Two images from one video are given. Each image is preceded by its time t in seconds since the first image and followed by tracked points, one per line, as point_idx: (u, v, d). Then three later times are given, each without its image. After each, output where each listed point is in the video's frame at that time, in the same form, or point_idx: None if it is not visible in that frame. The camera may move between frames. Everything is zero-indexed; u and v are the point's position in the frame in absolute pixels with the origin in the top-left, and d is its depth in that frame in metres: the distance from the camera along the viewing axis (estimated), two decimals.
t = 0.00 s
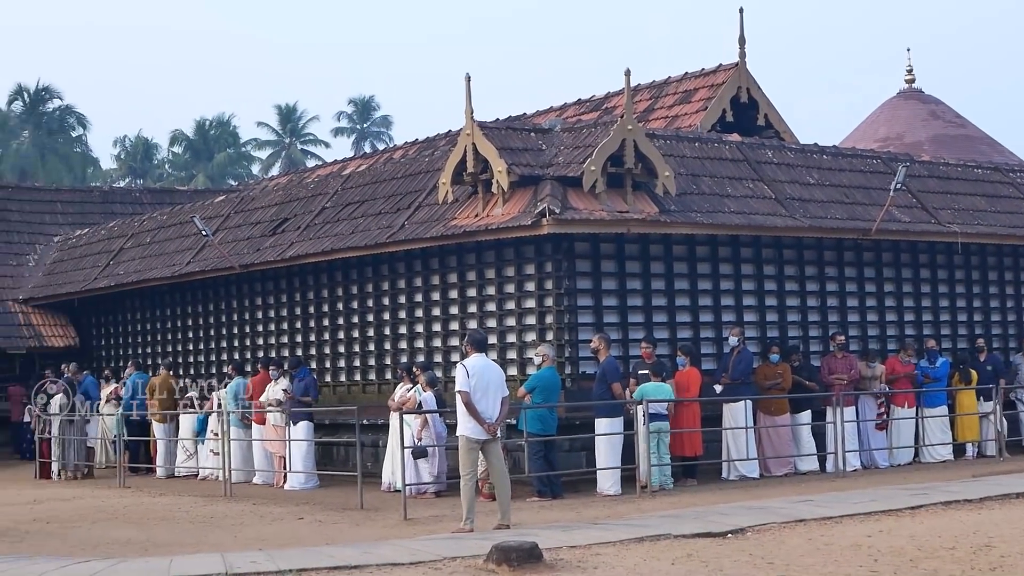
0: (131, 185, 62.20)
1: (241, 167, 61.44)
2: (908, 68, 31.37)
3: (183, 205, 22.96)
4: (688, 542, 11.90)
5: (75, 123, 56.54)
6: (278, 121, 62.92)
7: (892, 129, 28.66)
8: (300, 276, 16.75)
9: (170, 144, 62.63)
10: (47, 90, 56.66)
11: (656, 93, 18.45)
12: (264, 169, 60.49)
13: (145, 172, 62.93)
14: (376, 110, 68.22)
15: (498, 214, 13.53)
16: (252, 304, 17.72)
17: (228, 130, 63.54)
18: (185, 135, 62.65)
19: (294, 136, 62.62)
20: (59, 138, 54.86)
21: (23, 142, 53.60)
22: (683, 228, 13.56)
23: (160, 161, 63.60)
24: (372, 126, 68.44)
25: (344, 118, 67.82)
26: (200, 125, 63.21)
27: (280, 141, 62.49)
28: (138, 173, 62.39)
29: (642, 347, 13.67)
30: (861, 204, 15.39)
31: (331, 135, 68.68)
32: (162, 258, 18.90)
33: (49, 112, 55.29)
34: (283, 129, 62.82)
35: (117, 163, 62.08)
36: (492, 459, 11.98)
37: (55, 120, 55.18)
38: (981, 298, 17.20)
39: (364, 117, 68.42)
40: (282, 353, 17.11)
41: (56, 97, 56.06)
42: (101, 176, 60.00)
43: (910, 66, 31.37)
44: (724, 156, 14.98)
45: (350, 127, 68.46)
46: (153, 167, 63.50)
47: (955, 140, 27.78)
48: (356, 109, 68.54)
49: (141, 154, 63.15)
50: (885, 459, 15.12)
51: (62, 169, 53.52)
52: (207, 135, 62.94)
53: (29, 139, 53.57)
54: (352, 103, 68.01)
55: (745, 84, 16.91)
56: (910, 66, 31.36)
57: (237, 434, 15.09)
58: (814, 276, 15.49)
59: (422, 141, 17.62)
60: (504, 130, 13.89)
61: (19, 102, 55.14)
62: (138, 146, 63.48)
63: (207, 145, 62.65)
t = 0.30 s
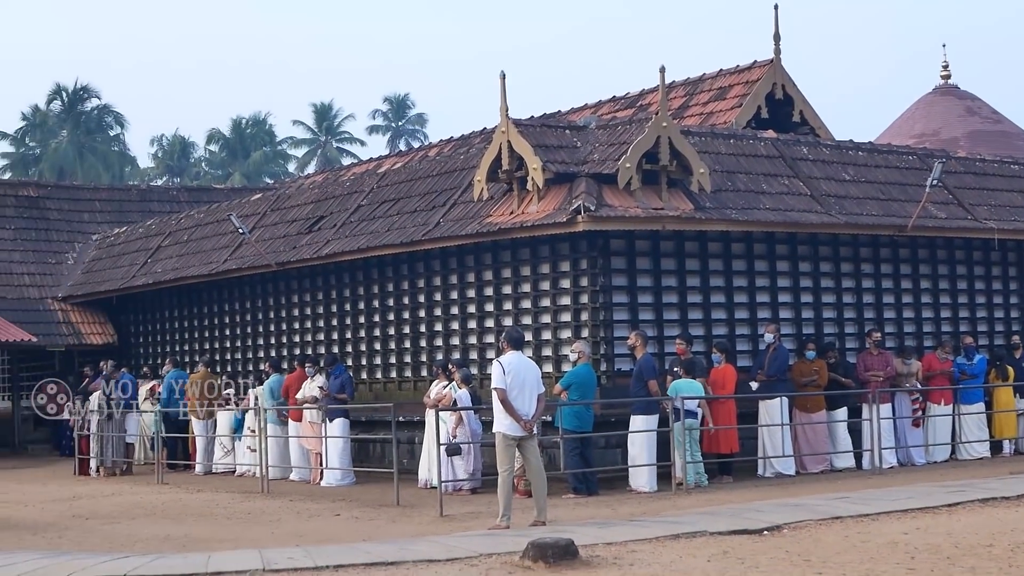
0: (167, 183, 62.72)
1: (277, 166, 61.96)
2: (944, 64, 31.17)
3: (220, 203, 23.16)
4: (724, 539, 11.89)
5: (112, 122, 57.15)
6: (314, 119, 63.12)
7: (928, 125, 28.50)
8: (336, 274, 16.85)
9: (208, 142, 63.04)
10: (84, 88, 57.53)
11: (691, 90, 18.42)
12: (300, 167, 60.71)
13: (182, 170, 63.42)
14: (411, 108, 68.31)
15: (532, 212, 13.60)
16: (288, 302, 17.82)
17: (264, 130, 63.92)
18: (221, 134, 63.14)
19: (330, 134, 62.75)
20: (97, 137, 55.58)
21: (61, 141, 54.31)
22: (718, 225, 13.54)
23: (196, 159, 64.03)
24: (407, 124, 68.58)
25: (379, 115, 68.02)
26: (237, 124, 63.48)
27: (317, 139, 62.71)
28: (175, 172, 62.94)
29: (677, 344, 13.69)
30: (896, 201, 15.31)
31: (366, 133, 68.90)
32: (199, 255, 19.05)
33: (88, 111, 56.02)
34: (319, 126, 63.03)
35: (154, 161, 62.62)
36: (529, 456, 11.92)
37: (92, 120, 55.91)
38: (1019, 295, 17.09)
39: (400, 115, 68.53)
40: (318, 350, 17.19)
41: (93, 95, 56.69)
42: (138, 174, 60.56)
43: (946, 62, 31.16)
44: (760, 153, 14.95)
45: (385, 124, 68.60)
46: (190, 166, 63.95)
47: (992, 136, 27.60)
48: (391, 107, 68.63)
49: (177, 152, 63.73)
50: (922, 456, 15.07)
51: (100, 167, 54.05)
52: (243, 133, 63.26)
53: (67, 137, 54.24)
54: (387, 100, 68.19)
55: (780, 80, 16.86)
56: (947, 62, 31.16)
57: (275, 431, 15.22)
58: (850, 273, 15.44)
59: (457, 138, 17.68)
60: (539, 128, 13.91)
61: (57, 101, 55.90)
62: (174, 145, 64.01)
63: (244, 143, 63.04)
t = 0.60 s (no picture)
0: (212, 182, 63.24)
1: (322, 163, 62.57)
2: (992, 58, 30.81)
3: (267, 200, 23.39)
4: (771, 537, 11.80)
5: (157, 121, 58.00)
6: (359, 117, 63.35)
7: (976, 121, 28.21)
8: (381, 271, 16.92)
9: (253, 140, 63.39)
10: (130, 87, 58.48)
11: (736, 86, 18.35)
12: (345, 165, 60.91)
13: (228, 168, 63.97)
14: (455, 105, 68.35)
15: (577, 208, 13.58)
16: (333, 299, 17.90)
17: (308, 126, 63.95)
18: (267, 131, 63.43)
19: (374, 131, 63.01)
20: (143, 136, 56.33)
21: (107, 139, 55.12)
22: (764, 221, 13.47)
23: (242, 156, 64.47)
24: (452, 121, 68.65)
25: (424, 113, 68.12)
26: (282, 121, 63.63)
27: (361, 137, 62.94)
28: (221, 169, 63.50)
29: (721, 340, 13.64)
30: (943, 196, 15.18)
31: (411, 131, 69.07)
32: (245, 253, 19.19)
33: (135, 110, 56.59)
34: (363, 124, 63.25)
35: (199, 159, 63.12)
36: (573, 455, 11.81)
37: (136, 118, 56.51)
38: None
39: (444, 112, 68.63)
40: (363, 347, 17.25)
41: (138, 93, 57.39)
42: (185, 172, 61.08)
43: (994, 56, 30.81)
44: (806, 149, 14.87)
45: (429, 122, 68.72)
46: (235, 163, 64.44)
47: None
48: (436, 104, 68.72)
49: (223, 151, 64.34)
50: (969, 454, 14.94)
51: (146, 165, 54.58)
52: (288, 130, 63.38)
53: (113, 137, 54.82)
54: (431, 98, 68.29)
55: (825, 76, 16.79)
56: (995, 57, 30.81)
57: (320, 428, 15.39)
58: (897, 269, 15.34)
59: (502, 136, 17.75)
60: (584, 124, 13.91)
61: (104, 101, 56.78)
62: (220, 143, 64.56)
63: (288, 139, 63.25)
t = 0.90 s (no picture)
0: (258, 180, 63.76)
1: (368, 163, 62.96)
2: None
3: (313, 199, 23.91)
4: (818, 536, 11.68)
5: (204, 120, 59.92)
6: (404, 115, 63.49)
7: None
8: (426, 269, 17.12)
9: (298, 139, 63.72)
10: (178, 86, 59.71)
11: (781, 82, 18.26)
12: (391, 163, 61.02)
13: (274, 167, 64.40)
14: (500, 103, 68.45)
15: (623, 206, 13.59)
16: (379, 298, 18.15)
17: (354, 126, 64.37)
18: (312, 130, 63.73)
19: (419, 130, 63.14)
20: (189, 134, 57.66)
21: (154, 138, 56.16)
22: (811, 219, 13.39)
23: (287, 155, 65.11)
24: (496, 119, 68.75)
25: (469, 110, 68.26)
26: (327, 120, 63.92)
27: (406, 136, 63.08)
28: (267, 169, 63.87)
29: (768, 338, 13.61)
30: (992, 193, 15.06)
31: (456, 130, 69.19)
32: (291, 251, 19.52)
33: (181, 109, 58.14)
34: (409, 122, 63.37)
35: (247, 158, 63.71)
36: (620, 454, 11.66)
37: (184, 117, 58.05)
38: None
39: (489, 111, 68.68)
40: (408, 346, 17.42)
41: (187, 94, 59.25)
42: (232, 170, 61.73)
43: None
44: (852, 145, 14.77)
45: (474, 119, 68.83)
46: (281, 162, 65.07)
47: None
48: (480, 101, 68.82)
49: (269, 150, 64.91)
50: (1018, 452, 14.81)
51: (193, 164, 56.03)
52: (333, 129, 63.76)
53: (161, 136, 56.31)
54: (475, 95, 68.42)
55: (873, 72, 16.73)
56: None
57: (367, 425, 15.63)
58: (945, 266, 15.29)
59: (547, 133, 18.00)
60: (629, 122, 13.95)
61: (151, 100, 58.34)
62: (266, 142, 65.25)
63: (333, 138, 63.55)
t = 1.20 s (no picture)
0: (303, 181, 64.85)
1: (412, 163, 62.93)
2: None
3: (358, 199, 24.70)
4: (865, 538, 11.45)
5: (250, 121, 61.98)
6: (448, 115, 63.60)
7: None
8: (471, 269, 17.92)
9: (343, 140, 64.08)
10: (225, 87, 62.10)
11: (828, 82, 18.22)
12: (436, 162, 61.27)
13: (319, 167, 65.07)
14: (544, 103, 68.50)
15: (668, 206, 13.65)
16: (424, 297, 19.06)
17: (398, 126, 64.67)
18: (357, 131, 64.03)
19: (463, 130, 63.32)
20: (237, 136, 60.67)
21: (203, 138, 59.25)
22: (857, 219, 13.31)
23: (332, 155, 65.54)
24: (541, 119, 68.78)
25: (513, 110, 68.35)
26: (372, 121, 64.18)
27: (450, 136, 63.28)
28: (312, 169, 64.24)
29: (815, 339, 13.62)
30: None
31: (501, 131, 69.42)
32: (337, 253, 20.75)
33: (228, 111, 60.96)
34: (453, 122, 63.51)
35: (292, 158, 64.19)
36: (665, 454, 11.55)
37: (229, 118, 60.80)
38: None
39: (533, 110, 68.87)
40: (454, 345, 18.24)
41: (234, 95, 61.74)
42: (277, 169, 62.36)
43: None
44: (899, 145, 14.69)
45: (518, 119, 68.91)
46: (326, 163, 65.46)
47: None
48: (524, 101, 68.93)
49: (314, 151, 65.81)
50: None
51: (238, 164, 58.90)
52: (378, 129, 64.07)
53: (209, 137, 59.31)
54: (520, 95, 68.49)
55: (919, 71, 16.65)
56: None
57: (412, 426, 15.97)
58: (992, 266, 15.24)
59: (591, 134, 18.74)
60: (674, 122, 14.03)
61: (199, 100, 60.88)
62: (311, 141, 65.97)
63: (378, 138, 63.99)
